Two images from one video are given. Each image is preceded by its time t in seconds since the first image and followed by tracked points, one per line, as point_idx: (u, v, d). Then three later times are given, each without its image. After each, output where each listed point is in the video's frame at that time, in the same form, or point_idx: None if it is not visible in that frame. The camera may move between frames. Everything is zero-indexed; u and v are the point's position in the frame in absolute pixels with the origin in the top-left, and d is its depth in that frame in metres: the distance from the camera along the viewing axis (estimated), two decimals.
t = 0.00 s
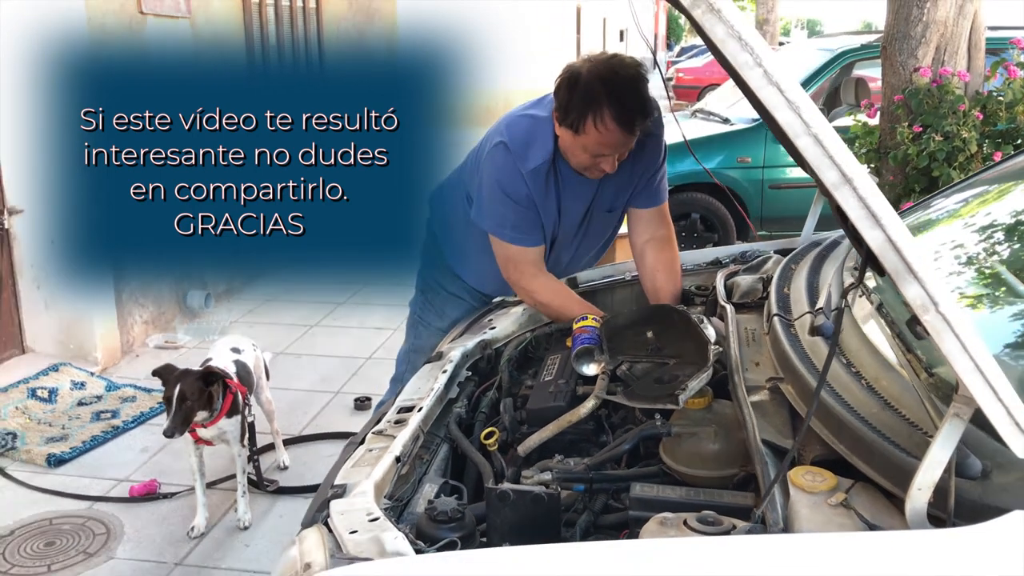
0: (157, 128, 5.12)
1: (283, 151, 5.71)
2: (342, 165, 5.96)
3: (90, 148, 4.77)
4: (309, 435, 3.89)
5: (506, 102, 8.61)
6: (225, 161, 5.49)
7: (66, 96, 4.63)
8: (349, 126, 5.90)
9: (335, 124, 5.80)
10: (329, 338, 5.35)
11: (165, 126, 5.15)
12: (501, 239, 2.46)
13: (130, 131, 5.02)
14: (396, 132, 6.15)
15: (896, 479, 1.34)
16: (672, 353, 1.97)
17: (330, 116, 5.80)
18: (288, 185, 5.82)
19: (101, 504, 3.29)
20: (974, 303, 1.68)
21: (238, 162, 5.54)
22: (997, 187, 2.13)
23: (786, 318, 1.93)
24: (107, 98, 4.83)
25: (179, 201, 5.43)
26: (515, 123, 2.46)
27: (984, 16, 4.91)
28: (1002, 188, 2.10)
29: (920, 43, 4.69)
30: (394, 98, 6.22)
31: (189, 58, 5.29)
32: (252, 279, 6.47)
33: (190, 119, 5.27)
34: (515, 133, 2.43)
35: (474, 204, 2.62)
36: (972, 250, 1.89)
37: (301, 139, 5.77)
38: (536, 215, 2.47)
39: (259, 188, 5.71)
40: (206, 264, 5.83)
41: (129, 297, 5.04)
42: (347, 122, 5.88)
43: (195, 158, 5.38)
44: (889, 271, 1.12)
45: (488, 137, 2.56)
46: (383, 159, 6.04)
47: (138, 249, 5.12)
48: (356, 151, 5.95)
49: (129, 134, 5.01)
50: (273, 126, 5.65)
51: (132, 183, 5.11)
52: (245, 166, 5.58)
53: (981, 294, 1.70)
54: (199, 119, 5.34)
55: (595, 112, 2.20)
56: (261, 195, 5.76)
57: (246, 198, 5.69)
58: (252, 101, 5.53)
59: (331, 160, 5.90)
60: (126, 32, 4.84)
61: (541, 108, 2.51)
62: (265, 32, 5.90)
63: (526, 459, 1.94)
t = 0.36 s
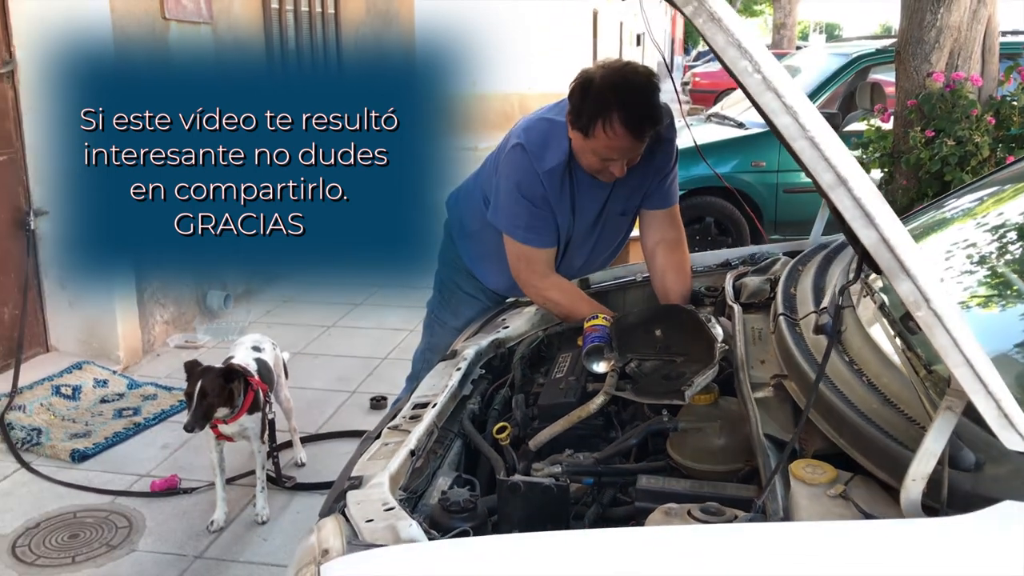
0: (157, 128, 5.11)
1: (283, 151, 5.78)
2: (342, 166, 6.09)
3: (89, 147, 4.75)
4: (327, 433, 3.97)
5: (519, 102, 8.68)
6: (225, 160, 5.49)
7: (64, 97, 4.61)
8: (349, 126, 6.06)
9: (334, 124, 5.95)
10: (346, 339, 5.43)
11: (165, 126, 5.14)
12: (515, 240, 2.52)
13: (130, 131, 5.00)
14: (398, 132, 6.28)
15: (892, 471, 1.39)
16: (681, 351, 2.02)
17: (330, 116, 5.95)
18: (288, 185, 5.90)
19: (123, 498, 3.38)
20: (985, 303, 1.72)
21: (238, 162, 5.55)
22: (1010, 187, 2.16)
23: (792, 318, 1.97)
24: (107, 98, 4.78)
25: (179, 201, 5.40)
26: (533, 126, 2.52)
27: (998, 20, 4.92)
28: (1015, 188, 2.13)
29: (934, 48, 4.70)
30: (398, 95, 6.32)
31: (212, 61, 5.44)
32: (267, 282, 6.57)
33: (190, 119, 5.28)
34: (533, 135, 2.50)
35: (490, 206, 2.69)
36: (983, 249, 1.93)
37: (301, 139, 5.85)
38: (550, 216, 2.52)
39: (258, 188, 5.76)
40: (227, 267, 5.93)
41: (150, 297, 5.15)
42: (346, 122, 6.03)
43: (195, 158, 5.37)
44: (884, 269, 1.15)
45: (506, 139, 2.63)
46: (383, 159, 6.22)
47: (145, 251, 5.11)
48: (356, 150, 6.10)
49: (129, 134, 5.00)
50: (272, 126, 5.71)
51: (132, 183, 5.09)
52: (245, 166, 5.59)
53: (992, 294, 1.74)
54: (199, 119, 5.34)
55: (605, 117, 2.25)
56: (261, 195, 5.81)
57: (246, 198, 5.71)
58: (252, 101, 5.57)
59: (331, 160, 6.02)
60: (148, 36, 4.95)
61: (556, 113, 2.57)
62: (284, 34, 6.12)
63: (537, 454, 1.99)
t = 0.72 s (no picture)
0: (157, 128, 5.13)
1: (283, 150, 5.80)
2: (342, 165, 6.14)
3: (90, 148, 4.76)
4: (330, 434, 4.01)
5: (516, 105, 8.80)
6: (225, 160, 5.50)
7: (65, 96, 4.62)
8: (349, 125, 6.16)
9: (334, 124, 6.03)
10: (350, 341, 5.47)
11: (165, 126, 5.16)
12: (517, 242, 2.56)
13: (130, 131, 5.01)
14: (396, 133, 6.44)
15: (885, 470, 1.42)
16: (680, 353, 2.05)
17: (330, 117, 6.03)
18: (288, 185, 5.93)
19: (127, 496, 3.41)
20: (985, 307, 1.75)
21: (238, 162, 5.55)
22: (1010, 194, 2.19)
23: (790, 321, 2.00)
24: (108, 98, 4.77)
25: (179, 201, 5.40)
26: (534, 130, 2.55)
27: (1000, 30, 4.96)
28: (1013, 195, 2.16)
29: (937, 56, 4.73)
30: (398, 95, 6.57)
31: (220, 64, 5.50)
32: (272, 285, 6.59)
33: (190, 119, 5.29)
34: (533, 140, 2.53)
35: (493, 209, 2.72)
36: (984, 254, 1.96)
37: (301, 139, 5.90)
38: (552, 220, 2.56)
39: (258, 188, 5.76)
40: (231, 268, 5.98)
41: (156, 297, 5.18)
42: (347, 121, 6.15)
43: (195, 158, 5.38)
44: (877, 272, 1.16)
45: (507, 143, 2.65)
46: (383, 159, 6.34)
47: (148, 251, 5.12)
48: (356, 151, 6.20)
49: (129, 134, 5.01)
50: (272, 126, 5.74)
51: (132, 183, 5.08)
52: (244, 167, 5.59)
53: (991, 299, 1.77)
54: (199, 119, 5.35)
55: (608, 123, 2.29)
56: (261, 195, 5.82)
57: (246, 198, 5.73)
58: (252, 101, 5.61)
59: (331, 160, 6.07)
60: (156, 39, 4.99)
61: (558, 117, 2.59)
62: (291, 35, 6.21)
63: (539, 453, 2.02)
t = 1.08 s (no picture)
0: (156, 128, 5.13)
1: (283, 151, 5.81)
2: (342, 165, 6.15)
3: (90, 147, 4.76)
4: (330, 435, 4.02)
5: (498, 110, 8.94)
6: (225, 160, 5.51)
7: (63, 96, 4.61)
8: (349, 126, 6.17)
9: (334, 124, 6.04)
10: (349, 342, 5.48)
11: (165, 126, 5.16)
12: (521, 242, 2.57)
13: (130, 131, 5.01)
14: (397, 133, 6.44)
15: (885, 472, 1.42)
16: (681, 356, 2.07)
17: (330, 117, 6.04)
18: (288, 185, 5.94)
19: (127, 496, 3.41)
20: (983, 312, 1.76)
21: (238, 162, 5.57)
22: (1008, 200, 2.20)
23: (791, 325, 2.01)
24: (107, 98, 4.76)
25: (178, 201, 5.41)
26: (540, 131, 2.57)
27: (999, 36, 4.98)
28: (1012, 201, 2.17)
29: (936, 62, 4.75)
30: (397, 96, 6.54)
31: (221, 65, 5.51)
32: (271, 286, 6.57)
33: (190, 119, 5.29)
34: (539, 139, 2.54)
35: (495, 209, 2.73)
36: (982, 260, 1.97)
37: (301, 139, 5.92)
38: (556, 219, 2.57)
39: (258, 188, 5.77)
40: (230, 267, 5.97)
41: (156, 297, 5.18)
42: (347, 122, 6.15)
43: (195, 158, 5.39)
44: (877, 274, 1.17)
45: (513, 142, 2.66)
46: (382, 159, 6.34)
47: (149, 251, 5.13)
48: (356, 151, 6.18)
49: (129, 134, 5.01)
50: (272, 126, 5.75)
51: (132, 183, 5.08)
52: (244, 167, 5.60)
53: (989, 304, 1.78)
54: (199, 119, 5.35)
55: (615, 121, 2.33)
56: (261, 195, 5.83)
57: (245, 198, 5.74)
58: (253, 101, 5.61)
59: (331, 160, 6.08)
60: (157, 40, 4.99)
61: (564, 118, 2.62)
62: (292, 36, 6.22)
63: (540, 455, 2.04)
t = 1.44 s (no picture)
0: (157, 128, 5.14)
1: (283, 151, 5.84)
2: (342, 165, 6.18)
3: (90, 147, 4.76)
4: (328, 437, 4.00)
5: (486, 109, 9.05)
6: (225, 160, 5.53)
7: (58, 97, 4.56)
8: (349, 126, 6.19)
9: (335, 124, 6.07)
10: (344, 344, 5.45)
11: (165, 126, 5.17)
12: (526, 245, 2.58)
13: (130, 131, 5.03)
14: (397, 132, 6.45)
15: (896, 475, 1.41)
16: (685, 357, 2.07)
17: (330, 117, 6.07)
18: (288, 185, 5.98)
19: (124, 500, 3.38)
20: (979, 315, 1.76)
21: (238, 162, 5.59)
22: (998, 205, 2.20)
23: (795, 326, 2.01)
24: (108, 98, 4.77)
25: (179, 201, 5.42)
26: (549, 135, 2.58)
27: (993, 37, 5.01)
28: (1007, 203, 2.18)
29: (930, 62, 4.77)
30: (396, 96, 6.57)
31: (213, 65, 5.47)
32: (267, 287, 6.58)
33: (190, 119, 5.31)
34: (548, 144, 2.55)
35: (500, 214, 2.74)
36: (976, 264, 1.97)
37: (301, 139, 5.95)
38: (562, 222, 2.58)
39: (259, 188, 5.80)
40: (224, 266, 5.95)
41: (150, 300, 5.14)
42: (347, 122, 6.18)
43: (195, 158, 5.41)
44: (892, 275, 1.17)
45: (523, 146, 2.68)
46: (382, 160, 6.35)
47: (148, 251, 5.14)
48: (356, 151, 6.22)
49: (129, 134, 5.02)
50: (272, 126, 5.77)
51: (133, 183, 5.10)
52: (245, 166, 5.63)
53: (986, 306, 1.79)
54: (199, 119, 5.37)
55: (622, 125, 2.34)
56: (262, 195, 5.86)
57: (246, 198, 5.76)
58: (252, 101, 5.63)
59: (331, 160, 6.12)
60: (151, 41, 4.95)
61: (571, 123, 2.63)
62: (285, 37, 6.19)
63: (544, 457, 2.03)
